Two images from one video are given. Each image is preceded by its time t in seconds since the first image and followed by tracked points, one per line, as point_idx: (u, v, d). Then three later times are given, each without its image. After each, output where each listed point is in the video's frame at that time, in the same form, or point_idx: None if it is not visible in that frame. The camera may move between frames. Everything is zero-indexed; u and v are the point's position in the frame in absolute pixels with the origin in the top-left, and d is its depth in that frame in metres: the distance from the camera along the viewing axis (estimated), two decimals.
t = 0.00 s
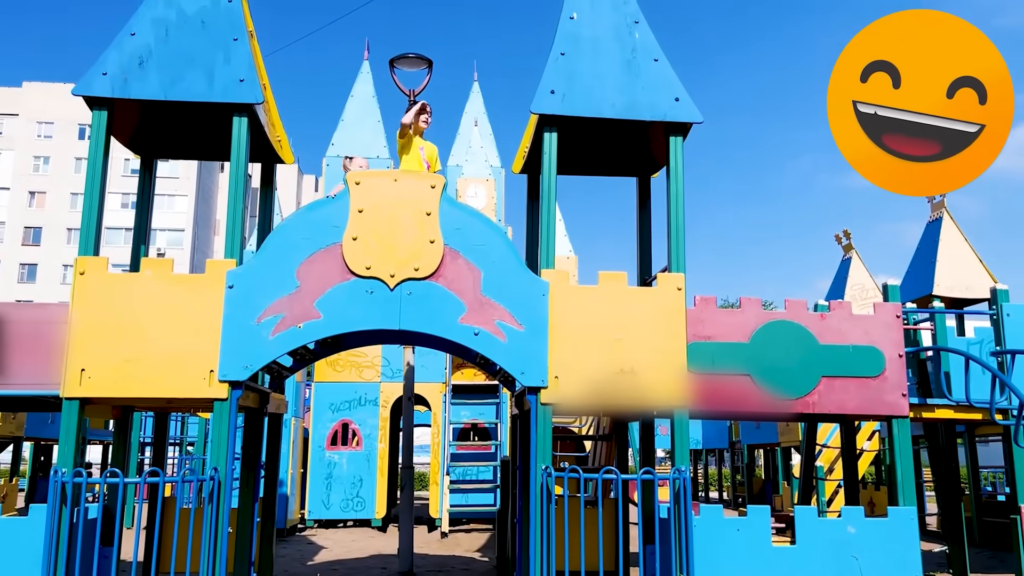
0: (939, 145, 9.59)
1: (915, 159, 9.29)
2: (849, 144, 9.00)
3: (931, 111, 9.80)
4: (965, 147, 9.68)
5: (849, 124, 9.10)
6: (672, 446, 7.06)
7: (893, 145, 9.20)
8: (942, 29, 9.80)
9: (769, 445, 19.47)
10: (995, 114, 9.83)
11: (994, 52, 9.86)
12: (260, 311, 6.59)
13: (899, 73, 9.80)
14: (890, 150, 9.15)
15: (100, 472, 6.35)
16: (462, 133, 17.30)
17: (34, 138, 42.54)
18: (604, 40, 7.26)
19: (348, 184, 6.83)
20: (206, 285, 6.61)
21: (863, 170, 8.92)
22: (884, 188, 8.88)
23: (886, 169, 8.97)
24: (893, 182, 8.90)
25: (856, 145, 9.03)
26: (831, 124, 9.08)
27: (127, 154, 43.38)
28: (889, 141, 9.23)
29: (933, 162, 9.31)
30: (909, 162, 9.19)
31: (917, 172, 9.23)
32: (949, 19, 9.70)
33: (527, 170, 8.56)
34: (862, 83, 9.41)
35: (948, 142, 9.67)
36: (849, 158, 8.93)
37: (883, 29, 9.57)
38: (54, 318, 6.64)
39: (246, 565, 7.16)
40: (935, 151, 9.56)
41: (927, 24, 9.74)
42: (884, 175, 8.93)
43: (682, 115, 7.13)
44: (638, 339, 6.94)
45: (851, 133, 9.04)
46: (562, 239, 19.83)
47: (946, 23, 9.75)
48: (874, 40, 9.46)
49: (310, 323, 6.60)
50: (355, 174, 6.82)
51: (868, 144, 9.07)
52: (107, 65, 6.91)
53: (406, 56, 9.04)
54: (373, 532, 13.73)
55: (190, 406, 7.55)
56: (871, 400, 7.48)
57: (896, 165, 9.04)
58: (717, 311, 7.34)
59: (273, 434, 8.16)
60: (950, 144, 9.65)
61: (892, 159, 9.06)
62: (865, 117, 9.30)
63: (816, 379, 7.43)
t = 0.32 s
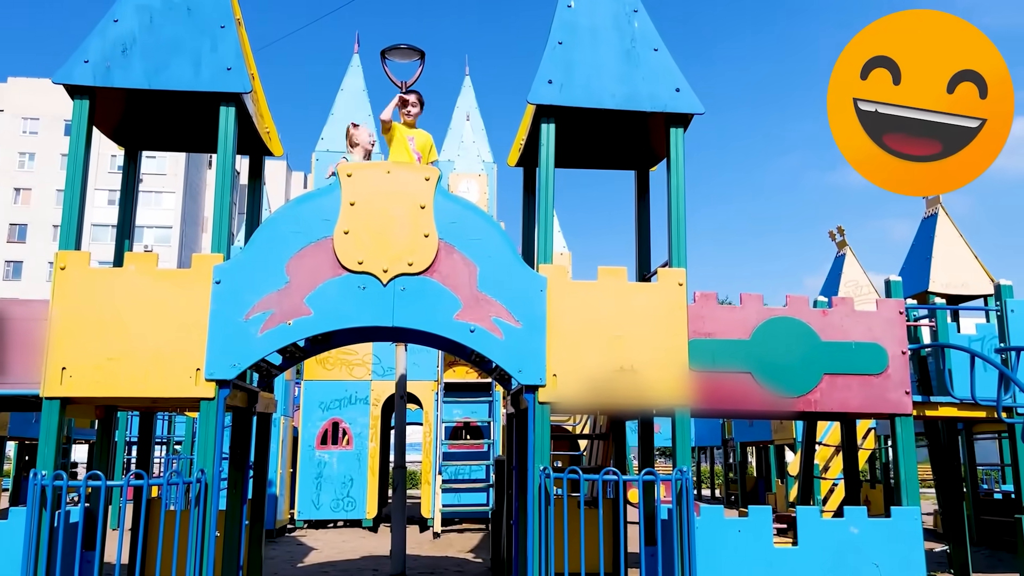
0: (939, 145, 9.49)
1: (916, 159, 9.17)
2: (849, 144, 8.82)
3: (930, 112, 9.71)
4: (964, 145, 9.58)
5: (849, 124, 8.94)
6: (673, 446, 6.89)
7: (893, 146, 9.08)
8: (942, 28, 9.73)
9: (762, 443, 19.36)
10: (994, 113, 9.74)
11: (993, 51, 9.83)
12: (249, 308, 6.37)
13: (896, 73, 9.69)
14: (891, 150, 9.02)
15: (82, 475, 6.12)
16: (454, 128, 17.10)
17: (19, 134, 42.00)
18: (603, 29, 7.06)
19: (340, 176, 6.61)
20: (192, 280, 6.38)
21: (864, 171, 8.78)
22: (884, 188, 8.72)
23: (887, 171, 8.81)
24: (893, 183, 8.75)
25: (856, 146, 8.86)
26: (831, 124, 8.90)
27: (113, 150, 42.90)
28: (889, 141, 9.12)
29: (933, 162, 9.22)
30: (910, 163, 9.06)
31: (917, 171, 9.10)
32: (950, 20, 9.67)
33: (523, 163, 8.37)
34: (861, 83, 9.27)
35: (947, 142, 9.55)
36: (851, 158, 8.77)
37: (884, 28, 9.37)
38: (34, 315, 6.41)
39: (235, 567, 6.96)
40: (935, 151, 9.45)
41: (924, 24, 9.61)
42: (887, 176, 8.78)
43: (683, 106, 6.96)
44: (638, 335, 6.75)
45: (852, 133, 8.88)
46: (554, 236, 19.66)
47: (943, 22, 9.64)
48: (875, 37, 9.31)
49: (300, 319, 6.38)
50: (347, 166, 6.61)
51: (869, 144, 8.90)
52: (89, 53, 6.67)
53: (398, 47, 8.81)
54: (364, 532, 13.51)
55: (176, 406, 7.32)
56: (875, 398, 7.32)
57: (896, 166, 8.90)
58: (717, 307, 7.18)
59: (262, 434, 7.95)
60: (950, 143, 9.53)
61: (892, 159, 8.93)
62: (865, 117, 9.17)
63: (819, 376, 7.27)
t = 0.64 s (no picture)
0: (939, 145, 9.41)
1: (916, 159, 9.10)
2: (849, 144, 8.75)
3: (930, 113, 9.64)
4: (965, 146, 9.48)
5: (849, 123, 8.85)
6: (674, 444, 6.78)
7: (893, 146, 8.99)
8: (942, 28, 9.63)
9: (756, 438, 19.31)
10: (995, 114, 9.62)
11: (994, 50, 9.74)
12: (241, 304, 6.22)
13: (898, 72, 9.62)
14: (890, 150, 8.95)
15: (70, 475, 5.96)
16: (446, 122, 16.93)
17: (6, 127, 41.56)
18: (602, 21, 6.94)
19: (334, 169, 6.47)
20: (183, 276, 6.23)
21: (864, 172, 8.66)
22: (882, 187, 8.62)
23: (886, 172, 8.70)
24: (892, 183, 8.66)
25: (856, 146, 8.80)
26: (831, 124, 8.82)
27: (101, 143, 42.50)
28: (889, 142, 9.02)
29: (934, 165, 9.14)
30: (911, 164, 8.99)
31: (918, 172, 9.02)
32: (950, 19, 9.57)
33: (520, 156, 8.25)
34: (861, 83, 9.18)
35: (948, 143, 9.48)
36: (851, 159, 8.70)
37: (881, 26, 9.34)
38: (21, 311, 6.26)
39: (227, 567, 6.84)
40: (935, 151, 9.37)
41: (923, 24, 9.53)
42: (886, 177, 8.67)
43: (684, 99, 6.84)
44: (638, 332, 6.64)
45: (853, 133, 8.79)
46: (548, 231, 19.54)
47: (943, 21, 9.57)
48: (874, 37, 9.24)
49: (294, 316, 6.24)
50: (341, 159, 6.46)
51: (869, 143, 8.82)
52: (76, 43, 6.49)
53: (392, 39, 8.67)
54: (356, 530, 13.37)
55: (166, 404, 7.17)
56: (876, 396, 7.22)
57: (896, 167, 8.78)
58: (717, 304, 7.08)
59: (254, 432, 7.80)
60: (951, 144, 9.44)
61: (892, 161, 8.82)
62: (865, 117, 9.08)
63: (819, 374, 7.17)
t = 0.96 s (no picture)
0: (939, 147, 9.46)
1: (916, 161, 9.19)
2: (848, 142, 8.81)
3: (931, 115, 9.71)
4: (966, 153, 9.49)
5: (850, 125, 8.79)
6: (671, 438, 6.76)
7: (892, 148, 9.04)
8: (942, 29, 9.57)
9: (751, 431, 19.34)
10: (997, 117, 9.58)
11: (994, 51, 9.63)
12: (235, 297, 6.15)
13: (900, 74, 9.67)
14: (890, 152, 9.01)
15: (63, 469, 5.86)
16: (442, 113, 16.82)
17: None
18: (600, 12, 6.86)
19: (329, 160, 6.40)
20: (177, 268, 6.16)
21: (864, 172, 8.73)
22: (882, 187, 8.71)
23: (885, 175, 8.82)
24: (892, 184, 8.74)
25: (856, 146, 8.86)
26: (832, 125, 8.77)
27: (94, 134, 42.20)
28: (889, 143, 9.09)
29: (934, 169, 9.23)
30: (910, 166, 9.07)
31: (917, 175, 9.12)
32: (950, 19, 9.49)
33: (517, 148, 8.19)
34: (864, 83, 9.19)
35: (947, 146, 9.55)
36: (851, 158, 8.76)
37: (880, 26, 9.27)
38: (15, 304, 6.21)
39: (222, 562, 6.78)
40: (935, 154, 9.44)
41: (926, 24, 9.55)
42: (886, 180, 8.78)
43: (683, 91, 6.78)
44: (637, 326, 6.59)
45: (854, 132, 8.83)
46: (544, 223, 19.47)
47: (944, 22, 9.51)
48: (876, 37, 9.20)
49: (289, 309, 6.17)
50: (336, 150, 6.39)
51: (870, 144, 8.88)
52: (67, 31, 6.39)
53: (387, 29, 8.59)
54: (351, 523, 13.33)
55: (159, 397, 7.09)
56: (873, 390, 7.19)
57: (895, 169, 8.87)
58: (715, 297, 7.04)
59: (249, 426, 7.73)
60: (951, 147, 9.52)
61: (892, 165, 8.91)
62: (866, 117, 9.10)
63: (817, 368, 7.14)
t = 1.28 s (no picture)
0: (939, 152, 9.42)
1: (915, 166, 9.31)
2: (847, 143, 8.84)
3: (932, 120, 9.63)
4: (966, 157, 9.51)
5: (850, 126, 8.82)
6: (667, 426, 6.80)
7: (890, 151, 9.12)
8: (942, 29, 9.43)
9: (748, 421, 19.37)
10: (998, 120, 9.54)
11: (994, 52, 9.49)
12: (231, 284, 6.14)
13: (904, 74, 9.51)
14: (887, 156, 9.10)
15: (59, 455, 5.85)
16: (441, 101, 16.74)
17: None
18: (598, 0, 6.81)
19: (326, 147, 6.37)
20: (173, 255, 6.14)
21: (863, 173, 8.79)
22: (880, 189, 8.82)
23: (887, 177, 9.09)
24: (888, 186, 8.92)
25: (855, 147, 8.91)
26: (832, 124, 8.80)
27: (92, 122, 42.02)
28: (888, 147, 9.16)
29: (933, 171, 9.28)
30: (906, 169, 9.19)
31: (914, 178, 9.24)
32: (949, 19, 9.36)
33: (515, 135, 8.16)
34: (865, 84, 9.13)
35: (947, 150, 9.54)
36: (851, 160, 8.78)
37: (880, 26, 9.17)
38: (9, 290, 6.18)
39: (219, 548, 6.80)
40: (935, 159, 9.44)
41: (926, 25, 9.36)
42: (885, 181, 8.93)
43: (682, 78, 6.74)
44: (634, 314, 6.59)
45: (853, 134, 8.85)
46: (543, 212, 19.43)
47: (944, 23, 9.40)
48: (876, 37, 9.12)
49: (285, 296, 6.16)
50: (333, 136, 6.36)
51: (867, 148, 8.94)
52: (62, 15, 6.35)
53: (385, 15, 8.54)
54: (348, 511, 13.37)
55: (156, 384, 7.09)
56: (869, 378, 7.20)
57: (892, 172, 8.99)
58: (712, 286, 7.03)
59: (245, 413, 7.73)
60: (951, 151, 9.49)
61: (892, 168, 9.07)
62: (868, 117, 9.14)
63: (814, 356, 7.14)
